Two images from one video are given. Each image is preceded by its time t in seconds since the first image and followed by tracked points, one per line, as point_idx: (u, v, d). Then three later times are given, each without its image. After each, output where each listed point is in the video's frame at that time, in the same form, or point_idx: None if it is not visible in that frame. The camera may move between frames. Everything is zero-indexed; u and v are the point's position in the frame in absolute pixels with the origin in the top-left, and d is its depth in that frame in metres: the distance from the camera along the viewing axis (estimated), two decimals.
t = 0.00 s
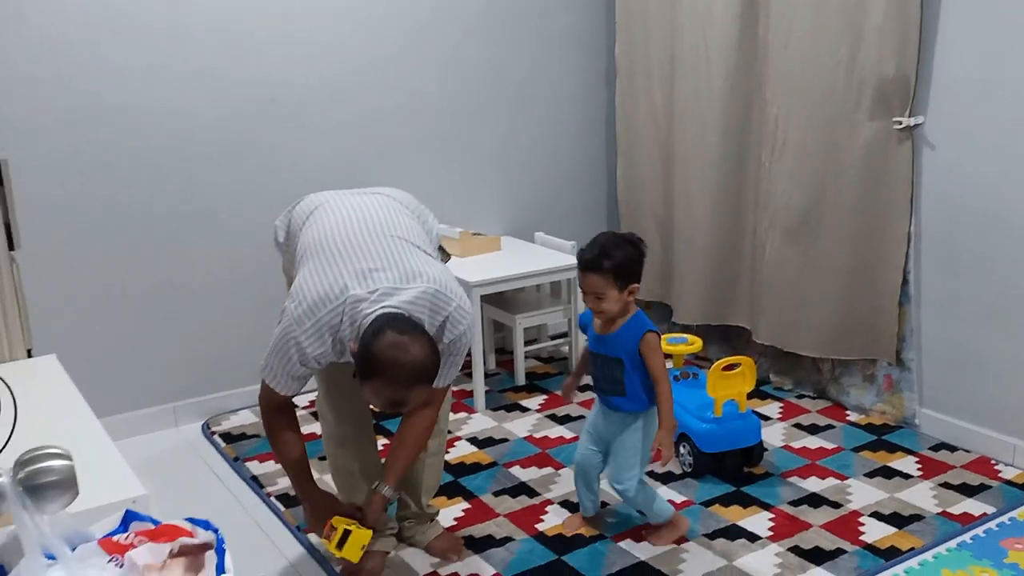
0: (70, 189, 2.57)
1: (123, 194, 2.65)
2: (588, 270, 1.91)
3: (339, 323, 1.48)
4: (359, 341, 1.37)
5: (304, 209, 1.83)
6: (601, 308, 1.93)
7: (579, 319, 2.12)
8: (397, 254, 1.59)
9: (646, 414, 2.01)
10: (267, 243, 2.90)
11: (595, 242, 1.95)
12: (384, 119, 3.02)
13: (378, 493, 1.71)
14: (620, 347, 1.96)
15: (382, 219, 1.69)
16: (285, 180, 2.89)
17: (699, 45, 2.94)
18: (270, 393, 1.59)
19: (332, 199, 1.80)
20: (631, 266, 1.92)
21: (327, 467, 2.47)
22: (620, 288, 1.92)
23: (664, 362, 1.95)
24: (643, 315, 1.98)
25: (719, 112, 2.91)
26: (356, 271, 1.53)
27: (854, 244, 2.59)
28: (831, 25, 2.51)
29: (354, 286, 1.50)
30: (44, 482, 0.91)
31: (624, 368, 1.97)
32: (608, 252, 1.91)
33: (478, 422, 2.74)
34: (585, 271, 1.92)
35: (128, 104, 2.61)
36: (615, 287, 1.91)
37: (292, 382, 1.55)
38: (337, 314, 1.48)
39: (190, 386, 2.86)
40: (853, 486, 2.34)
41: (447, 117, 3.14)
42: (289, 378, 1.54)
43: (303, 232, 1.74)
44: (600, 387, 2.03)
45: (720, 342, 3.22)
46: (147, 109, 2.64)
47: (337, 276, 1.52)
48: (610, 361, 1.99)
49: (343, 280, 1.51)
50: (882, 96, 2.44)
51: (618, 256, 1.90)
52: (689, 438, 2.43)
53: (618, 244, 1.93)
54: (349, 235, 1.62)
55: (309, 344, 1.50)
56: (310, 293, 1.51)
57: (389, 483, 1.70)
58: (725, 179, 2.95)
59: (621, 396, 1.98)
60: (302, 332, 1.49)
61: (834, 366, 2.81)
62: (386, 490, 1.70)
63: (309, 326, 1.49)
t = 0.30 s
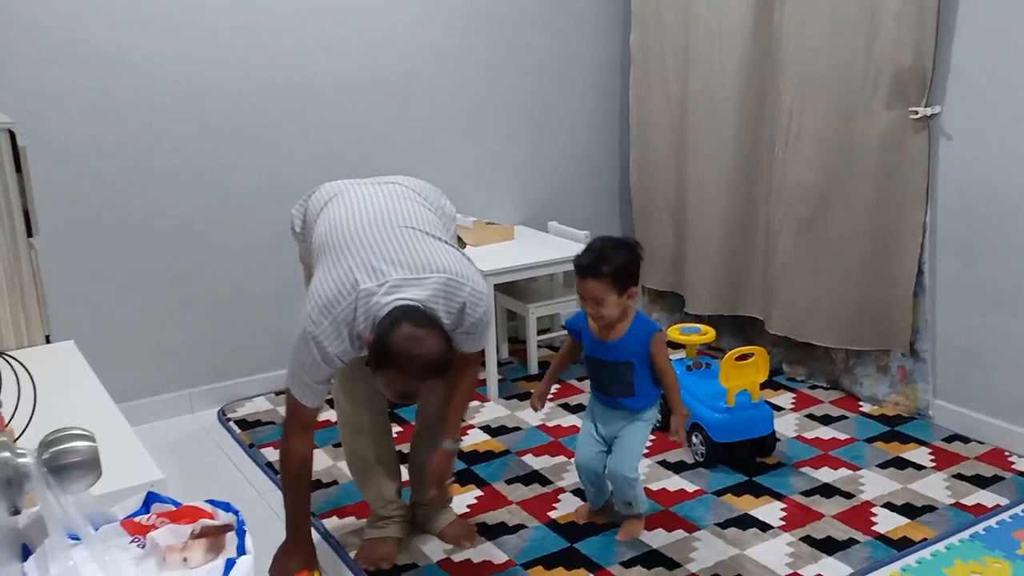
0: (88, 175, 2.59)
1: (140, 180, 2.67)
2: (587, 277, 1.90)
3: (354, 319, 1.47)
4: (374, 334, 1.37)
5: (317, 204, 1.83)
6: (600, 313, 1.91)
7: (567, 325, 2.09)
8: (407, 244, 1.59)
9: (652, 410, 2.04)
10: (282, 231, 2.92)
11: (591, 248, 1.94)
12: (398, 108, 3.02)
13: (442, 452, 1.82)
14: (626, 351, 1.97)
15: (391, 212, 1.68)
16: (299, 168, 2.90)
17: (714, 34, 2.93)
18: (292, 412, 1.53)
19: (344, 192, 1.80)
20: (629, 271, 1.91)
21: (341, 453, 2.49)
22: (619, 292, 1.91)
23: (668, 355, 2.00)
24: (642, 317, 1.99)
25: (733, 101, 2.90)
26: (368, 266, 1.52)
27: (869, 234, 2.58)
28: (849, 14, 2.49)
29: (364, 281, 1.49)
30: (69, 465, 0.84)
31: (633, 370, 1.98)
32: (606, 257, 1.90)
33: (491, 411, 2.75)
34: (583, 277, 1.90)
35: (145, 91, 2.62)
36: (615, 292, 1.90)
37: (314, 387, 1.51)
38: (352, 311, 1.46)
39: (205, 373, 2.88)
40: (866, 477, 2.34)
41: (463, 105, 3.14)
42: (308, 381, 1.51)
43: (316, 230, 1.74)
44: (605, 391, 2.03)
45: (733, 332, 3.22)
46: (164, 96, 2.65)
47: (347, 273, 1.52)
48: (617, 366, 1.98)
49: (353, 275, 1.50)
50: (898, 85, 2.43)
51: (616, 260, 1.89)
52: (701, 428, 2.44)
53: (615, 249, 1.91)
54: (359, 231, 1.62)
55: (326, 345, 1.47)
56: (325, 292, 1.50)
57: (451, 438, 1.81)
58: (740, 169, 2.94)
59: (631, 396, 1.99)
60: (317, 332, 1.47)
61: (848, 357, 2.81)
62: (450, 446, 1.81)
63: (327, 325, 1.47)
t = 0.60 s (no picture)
0: (100, 161, 2.60)
1: (152, 167, 2.68)
2: (608, 257, 1.82)
3: (375, 309, 1.48)
4: (398, 323, 1.38)
5: (330, 192, 1.84)
6: (622, 293, 1.85)
7: (584, 308, 2.00)
8: (422, 230, 1.59)
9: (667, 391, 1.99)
10: (294, 218, 2.92)
11: (609, 227, 1.85)
12: (409, 95, 3.02)
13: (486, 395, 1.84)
14: (650, 330, 1.92)
15: (404, 198, 1.68)
16: (311, 155, 2.90)
17: (726, 22, 2.91)
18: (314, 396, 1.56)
19: (355, 179, 1.80)
20: (651, 251, 1.84)
21: (353, 438, 2.50)
22: (641, 272, 1.84)
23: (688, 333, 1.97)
24: (663, 294, 1.93)
25: (746, 89, 2.88)
26: (387, 255, 1.53)
27: (882, 223, 2.57)
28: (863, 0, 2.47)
29: (383, 270, 1.50)
30: (88, 437, 0.87)
31: (657, 348, 1.92)
32: (627, 237, 1.82)
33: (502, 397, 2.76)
34: (603, 257, 1.82)
35: (157, 76, 2.63)
36: (637, 272, 1.83)
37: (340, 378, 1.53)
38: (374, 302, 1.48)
39: (217, 357, 2.90)
40: (877, 465, 2.34)
41: (474, 91, 3.14)
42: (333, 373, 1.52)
43: (331, 219, 1.75)
44: (625, 373, 1.94)
45: (744, 320, 3.21)
46: (176, 84, 2.66)
47: (365, 263, 1.53)
48: (639, 346, 1.92)
49: (372, 265, 1.52)
50: (913, 73, 2.41)
51: (637, 241, 1.82)
52: (711, 416, 2.44)
53: (637, 228, 1.83)
54: (373, 219, 1.62)
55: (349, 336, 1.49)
56: (345, 283, 1.52)
57: (493, 385, 1.83)
58: (753, 156, 2.93)
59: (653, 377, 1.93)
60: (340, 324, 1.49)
61: (860, 345, 2.80)
62: (493, 391, 1.83)
63: (349, 315, 1.49)
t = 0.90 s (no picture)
0: (109, 143, 2.60)
1: (161, 150, 2.68)
2: (604, 255, 1.77)
3: (396, 270, 1.51)
4: (423, 282, 1.40)
5: (340, 164, 1.84)
6: (617, 292, 1.79)
7: (584, 309, 1.94)
8: (442, 196, 1.61)
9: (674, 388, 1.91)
10: (302, 202, 2.93)
11: (606, 222, 1.81)
12: (418, 78, 3.01)
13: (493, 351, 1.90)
14: (650, 328, 1.85)
15: (421, 165, 1.70)
16: (319, 139, 2.90)
17: (736, 5, 2.90)
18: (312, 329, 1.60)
19: (367, 150, 1.81)
20: (648, 246, 1.77)
21: (360, 421, 2.51)
22: (638, 269, 1.78)
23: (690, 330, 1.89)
24: (662, 291, 1.86)
25: (757, 72, 2.87)
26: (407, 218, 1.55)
27: (891, 207, 2.55)
28: None
29: (405, 233, 1.52)
30: (97, 411, 0.85)
31: (658, 344, 1.85)
32: (622, 233, 1.76)
33: (509, 381, 2.76)
34: (598, 255, 1.77)
35: (165, 59, 2.63)
36: (633, 269, 1.77)
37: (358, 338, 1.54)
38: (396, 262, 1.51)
39: (226, 340, 2.91)
40: (884, 451, 2.34)
41: (483, 75, 3.13)
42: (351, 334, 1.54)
43: (343, 187, 1.75)
44: (626, 372, 1.87)
45: (752, 306, 3.20)
46: (184, 67, 2.66)
47: (386, 226, 1.55)
48: (639, 343, 1.85)
49: (393, 228, 1.54)
50: (923, 56, 2.39)
51: (633, 238, 1.76)
52: (718, 401, 2.44)
53: (632, 223, 1.78)
54: (390, 184, 1.63)
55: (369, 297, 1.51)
56: (362, 244, 1.53)
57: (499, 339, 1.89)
58: (763, 140, 2.92)
59: (654, 374, 1.86)
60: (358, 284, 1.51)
61: (868, 331, 2.79)
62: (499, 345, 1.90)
63: (365, 277, 1.52)
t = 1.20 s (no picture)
0: (115, 128, 2.61)
1: (166, 135, 2.68)
2: (625, 263, 1.74)
3: (401, 270, 1.49)
4: (427, 282, 1.39)
5: (344, 157, 1.83)
6: (637, 299, 1.77)
7: (600, 310, 1.90)
8: (445, 192, 1.60)
9: (692, 389, 1.91)
10: (307, 187, 2.93)
11: (626, 227, 1.78)
12: (424, 64, 3.00)
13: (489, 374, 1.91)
14: (673, 334, 1.84)
15: (425, 160, 1.69)
16: (324, 125, 2.90)
17: None
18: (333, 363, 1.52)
19: (372, 143, 1.80)
20: (670, 253, 1.76)
21: (365, 407, 2.52)
22: (660, 276, 1.76)
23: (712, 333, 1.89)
24: (684, 296, 1.85)
25: (766, 59, 2.85)
26: (410, 216, 1.54)
27: (897, 195, 2.54)
28: None
29: (409, 232, 1.52)
30: (101, 393, 0.85)
31: (680, 351, 1.85)
32: (643, 240, 1.74)
33: (514, 368, 2.76)
34: (619, 262, 1.75)
35: (171, 44, 2.63)
36: (654, 278, 1.75)
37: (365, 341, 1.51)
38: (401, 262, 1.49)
39: (232, 325, 2.92)
40: (889, 438, 2.34)
41: (489, 61, 3.12)
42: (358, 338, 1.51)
43: (348, 182, 1.74)
44: (647, 376, 1.87)
45: (758, 293, 3.20)
46: (190, 51, 2.66)
47: (390, 225, 1.54)
48: (663, 349, 1.84)
49: (397, 228, 1.53)
50: (930, 43, 2.38)
51: (653, 244, 1.74)
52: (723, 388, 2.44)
53: (654, 230, 1.75)
54: (395, 181, 1.63)
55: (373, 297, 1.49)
56: (369, 245, 1.53)
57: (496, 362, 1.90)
58: (771, 128, 2.90)
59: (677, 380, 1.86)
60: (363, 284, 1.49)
61: (874, 319, 2.79)
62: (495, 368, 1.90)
63: (374, 278, 1.49)
